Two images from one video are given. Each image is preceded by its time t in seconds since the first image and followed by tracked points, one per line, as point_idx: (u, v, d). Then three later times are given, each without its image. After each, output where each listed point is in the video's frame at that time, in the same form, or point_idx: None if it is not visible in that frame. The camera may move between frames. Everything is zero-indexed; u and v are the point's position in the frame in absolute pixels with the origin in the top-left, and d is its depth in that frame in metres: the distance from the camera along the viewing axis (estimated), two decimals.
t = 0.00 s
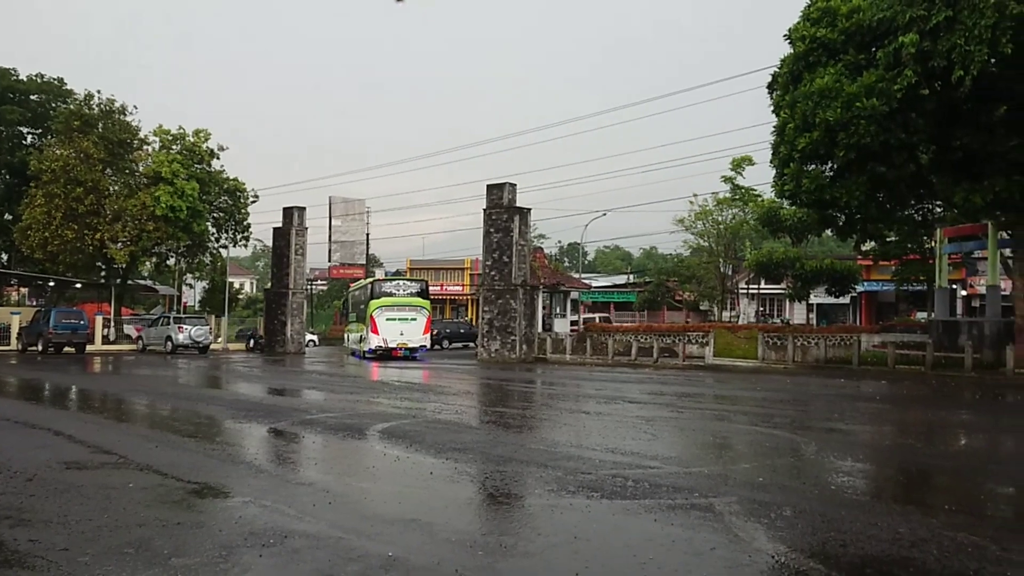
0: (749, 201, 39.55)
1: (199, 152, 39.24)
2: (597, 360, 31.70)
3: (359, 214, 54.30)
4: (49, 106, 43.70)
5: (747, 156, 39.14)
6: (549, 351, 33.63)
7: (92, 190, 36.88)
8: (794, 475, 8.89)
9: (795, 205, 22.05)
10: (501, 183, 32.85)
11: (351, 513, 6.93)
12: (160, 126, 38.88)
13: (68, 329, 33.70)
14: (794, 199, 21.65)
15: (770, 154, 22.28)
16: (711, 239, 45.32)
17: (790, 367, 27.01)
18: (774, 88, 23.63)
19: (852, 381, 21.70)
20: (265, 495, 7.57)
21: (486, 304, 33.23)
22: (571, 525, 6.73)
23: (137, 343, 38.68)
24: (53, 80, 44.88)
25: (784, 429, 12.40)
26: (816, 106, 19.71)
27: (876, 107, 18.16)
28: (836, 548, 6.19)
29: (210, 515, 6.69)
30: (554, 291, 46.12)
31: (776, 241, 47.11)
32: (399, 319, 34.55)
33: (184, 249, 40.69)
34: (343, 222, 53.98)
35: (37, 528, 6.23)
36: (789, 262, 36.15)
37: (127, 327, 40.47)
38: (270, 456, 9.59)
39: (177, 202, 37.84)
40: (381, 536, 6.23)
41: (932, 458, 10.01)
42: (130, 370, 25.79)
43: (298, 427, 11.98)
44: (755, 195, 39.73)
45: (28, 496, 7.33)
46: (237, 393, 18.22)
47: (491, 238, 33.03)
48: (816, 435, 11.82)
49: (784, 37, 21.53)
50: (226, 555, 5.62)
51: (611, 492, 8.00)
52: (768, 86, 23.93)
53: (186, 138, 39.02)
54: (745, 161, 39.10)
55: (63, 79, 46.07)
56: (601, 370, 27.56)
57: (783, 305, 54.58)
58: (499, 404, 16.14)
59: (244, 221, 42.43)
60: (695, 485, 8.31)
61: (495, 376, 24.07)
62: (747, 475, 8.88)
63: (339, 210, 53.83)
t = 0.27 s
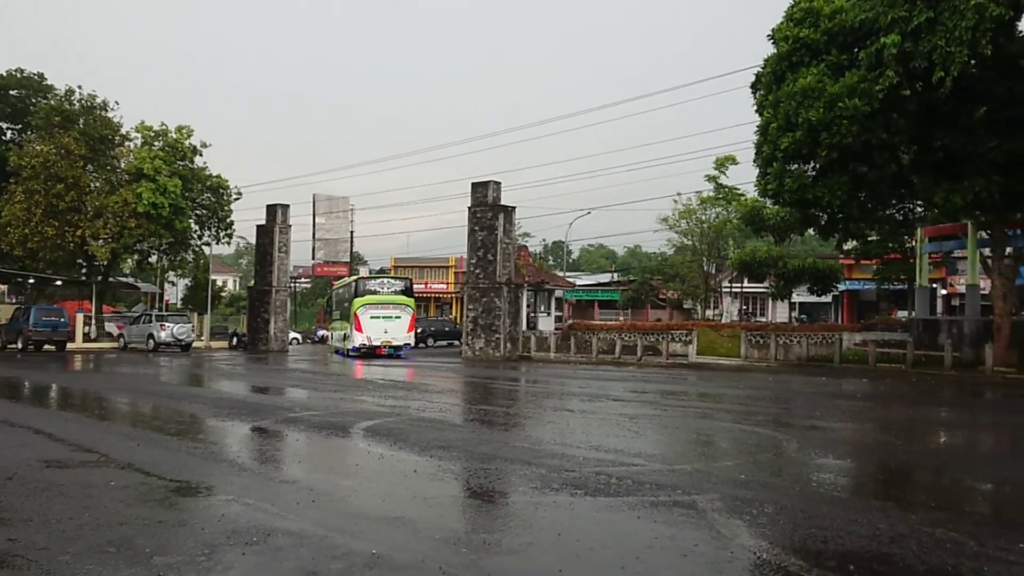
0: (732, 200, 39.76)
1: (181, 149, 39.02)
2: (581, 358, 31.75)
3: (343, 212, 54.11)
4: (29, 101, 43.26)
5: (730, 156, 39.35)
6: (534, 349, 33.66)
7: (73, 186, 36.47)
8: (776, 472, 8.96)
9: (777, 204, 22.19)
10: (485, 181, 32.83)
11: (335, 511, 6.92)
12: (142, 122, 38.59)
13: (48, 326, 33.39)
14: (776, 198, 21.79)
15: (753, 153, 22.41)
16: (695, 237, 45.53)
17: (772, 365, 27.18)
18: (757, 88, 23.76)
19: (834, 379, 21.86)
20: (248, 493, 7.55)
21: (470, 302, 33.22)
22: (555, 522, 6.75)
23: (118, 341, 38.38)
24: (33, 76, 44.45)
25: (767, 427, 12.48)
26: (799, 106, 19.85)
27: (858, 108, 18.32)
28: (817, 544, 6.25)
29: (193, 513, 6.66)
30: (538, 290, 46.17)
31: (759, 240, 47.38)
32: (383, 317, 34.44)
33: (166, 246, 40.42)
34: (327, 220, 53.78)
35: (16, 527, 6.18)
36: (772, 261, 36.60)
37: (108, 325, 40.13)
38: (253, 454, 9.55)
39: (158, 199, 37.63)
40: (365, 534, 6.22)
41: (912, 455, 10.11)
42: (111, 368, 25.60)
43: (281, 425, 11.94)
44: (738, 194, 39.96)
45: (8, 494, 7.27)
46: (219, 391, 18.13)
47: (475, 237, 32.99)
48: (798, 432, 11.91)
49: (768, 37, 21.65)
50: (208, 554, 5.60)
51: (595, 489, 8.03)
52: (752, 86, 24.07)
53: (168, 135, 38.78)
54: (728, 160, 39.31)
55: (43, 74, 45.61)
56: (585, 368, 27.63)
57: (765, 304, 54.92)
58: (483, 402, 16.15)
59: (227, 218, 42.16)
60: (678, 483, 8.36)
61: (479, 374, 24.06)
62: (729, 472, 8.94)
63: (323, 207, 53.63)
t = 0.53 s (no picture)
0: (716, 199, 39.93)
1: (163, 145, 38.76)
2: (565, 355, 31.80)
3: (327, 209, 53.91)
4: (7, 96, 42.75)
5: (714, 155, 39.52)
6: (518, 347, 33.71)
7: (53, 182, 35.94)
8: (758, 469, 9.03)
9: (760, 203, 22.33)
10: (470, 179, 32.79)
11: (318, 509, 6.90)
12: (124, 118, 38.26)
13: (28, 324, 33.05)
14: (759, 197, 21.93)
15: (736, 152, 22.53)
16: (678, 236, 45.72)
17: (755, 363, 27.36)
18: (740, 87, 23.86)
19: (815, 377, 22.03)
20: (230, 491, 7.52)
21: (455, 300, 33.19)
22: (539, 519, 6.77)
23: (99, 339, 38.07)
24: (12, 71, 43.94)
25: (749, 424, 12.56)
26: (781, 106, 19.97)
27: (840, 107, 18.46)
28: (799, 540, 6.31)
29: (175, 511, 6.63)
30: (522, 287, 46.22)
31: (742, 238, 47.63)
32: (367, 314, 34.33)
33: (148, 243, 40.14)
34: (310, 217, 53.57)
35: None
36: (754, 259, 36.90)
37: (89, 323, 39.79)
38: (234, 452, 9.51)
39: (140, 195, 37.47)
40: (349, 532, 6.21)
41: (892, 452, 10.22)
42: (92, 366, 25.38)
43: (264, 423, 11.88)
44: (722, 193, 40.16)
45: None
46: (202, 389, 18.03)
47: (460, 234, 32.95)
48: (780, 430, 12.00)
49: (751, 37, 21.75)
50: (190, 552, 5.57)
51: (578, 486, 8.06)
52: (735, 84, 24.16)
53: (150, 131, 38.50)
54: (712, 159, 39.48)
55: (22, 69, 45.06)
56: (569, 366, 27.70)
57: (748, 302, 55.25)
58: (467, 400, 16.15)
59: (210, 215, 41.90)
60: (660, 480, 8.41)
61: (463, 371, 24.07)
62: (712, 469, 9.00)
63: (306, 204, 53.40)
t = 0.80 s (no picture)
0: (699, 199, 40.11)
1: (145, 142, 38.65)
2: (548, 355, 31.84)
3: (310, 207, 53.67)
4: None
5: (698, 155, 39.69)
6: (502, 347, 33.73)
7: (32, 179, 34.20)
8: (740, 468, 9.08)
9: (743, 204, 22.45)
10: (454, 178, 32.74)
11: (301, 508, 6.88)
12: (105, 114, 37.98)
13: (6, 322, 32.66)
14: (742, 198, 22.06)
15: (720, 153, 22.65)
16: (662, 236, 45.89)
17: (737, 362, 27.51)
18: (724, 88, 23.97)
19: (797, 377, 22.19)
20: (212, 491, 7.48)
21: (439, 299, 33.15)
22: (522, 518, 6.78)
23: (79, 337, 37.70)
24: None
25: (731, 423, 12.64)
26: (765, 107, 20.10)
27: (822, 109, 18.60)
28: (780, 538, 6.36)
29: (156, 511, 6.60)
30: (507, 287, 46.23)
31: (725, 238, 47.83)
32: (351, 313, 34.22)
33: (129, 241, 39.88)
34: (294, 215, 53.28)
35: None
36: (737, 259, 37.17)
37: (69, 321, 39.38)
38: (216, 452, 9.46)
39: (122, 193, 37.34)
40: (332, 532, 6.20)
41: (873, 451, 10.32)
42: (72, 365, 25.13)
43: (246, 422, 11.81)
44: (705, 193, 40.35)
45: None
46: (184, 388, 17.91)
47: (444, 233, 32.89)
48: (762, 429, 12.08)
49: (735, 38, 21.86)
50: (171, 552, 5.54)
51: (561, 485, 8.08)
52: (719, 86, 24.27)
53: (132, 128, 38.29)
54: (696, 159, 39.64)
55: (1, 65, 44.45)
56: (553, 365, 27.73)
57: (731, 302, 55.55)
58: (451, 399, 16.13)
59: (193, 213, 41.68)
60: (643, 478, 8.45)
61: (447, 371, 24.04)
62: (694, 468, 9.05)
63: (289, 203, 53.11)
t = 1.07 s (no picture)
0: (682, 200, 40.28)
1: (126, 139, 38.31)
2: (531, 355, 31.86)
3: (293, 206, 53.40)
4: None
5: (681, 156, 39.84)
6: (485, 346, 33.74)
7: (11, 175, 33.17)
8: (721, 468, 9.13)
9: (726, 205, 22.59)
10: (438, 178, 32.67)
11: (282, 509, 6.86)
12: (85, 111, 37.53)
13: None
14: (725, 199, 22.19)
15: (703, 154, 22.77)
16: (645, 237, 46.04)
17: (719, 363, 27.65)
18: (708, 90, 24.09)
19: (778, 377, 22.32)
20: (192, 491, 7.43)
21: (422, 299, 33.09)
22: (504, 518, 6.79)
23: (58, 336, 37.30)
24: None
25: (713, 423, 12.71)
26: (748, 109, 20.23)
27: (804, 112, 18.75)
28: (760, 537, 6.40)
29: (135, 511, 6.55)
30: (490, 287, 46.22)
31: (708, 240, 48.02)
32: (333, 313, 34.08)
33: (109, 239, 39.56)
34: (276, 214, 52.98)
35: None
36: (719, 261, 37.25)
37: (47, 319, 38.93)
38: (197, 451, 9.39)
39: (102, 190, 36.92)
40: (314, 532, 6.18)
41: (852, 451, 10.40)
42: (50, 364, 24.86)
43: (227, 422, 11.73)
44: (689, 194, 40.52)
45: None
46: (164, 387, 17.77)
47: (428, 233, 32.83)
48: (743, 429, 12.15)
49: (718, 41, 21.96)
50: (151, 553, 5.50)
51: (543, 485, 8.09)
52: (703, 87, 24.39)
53: (112, 125, 37.92)
54: (679, 161, 39.80)
55: None
56: (536, 365, 27.75)
57: (713, 303, 55.81)
58: (434, 399, 16.10)
59: (174, 211, 41.38)
60: (625, 478, 8.48)
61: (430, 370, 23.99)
62: (676, 468, 9.09)
63: (272, 201, 52.80)
